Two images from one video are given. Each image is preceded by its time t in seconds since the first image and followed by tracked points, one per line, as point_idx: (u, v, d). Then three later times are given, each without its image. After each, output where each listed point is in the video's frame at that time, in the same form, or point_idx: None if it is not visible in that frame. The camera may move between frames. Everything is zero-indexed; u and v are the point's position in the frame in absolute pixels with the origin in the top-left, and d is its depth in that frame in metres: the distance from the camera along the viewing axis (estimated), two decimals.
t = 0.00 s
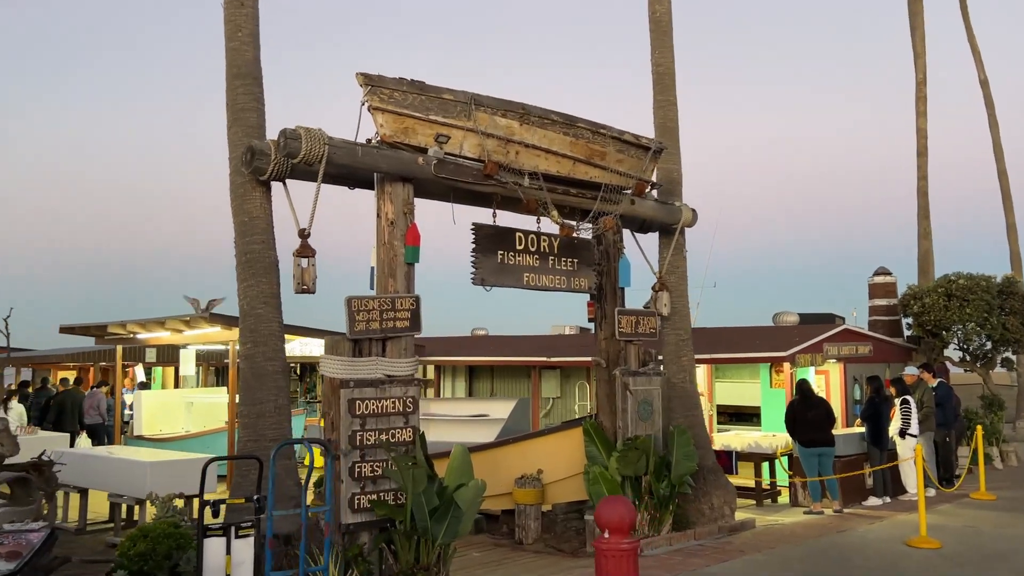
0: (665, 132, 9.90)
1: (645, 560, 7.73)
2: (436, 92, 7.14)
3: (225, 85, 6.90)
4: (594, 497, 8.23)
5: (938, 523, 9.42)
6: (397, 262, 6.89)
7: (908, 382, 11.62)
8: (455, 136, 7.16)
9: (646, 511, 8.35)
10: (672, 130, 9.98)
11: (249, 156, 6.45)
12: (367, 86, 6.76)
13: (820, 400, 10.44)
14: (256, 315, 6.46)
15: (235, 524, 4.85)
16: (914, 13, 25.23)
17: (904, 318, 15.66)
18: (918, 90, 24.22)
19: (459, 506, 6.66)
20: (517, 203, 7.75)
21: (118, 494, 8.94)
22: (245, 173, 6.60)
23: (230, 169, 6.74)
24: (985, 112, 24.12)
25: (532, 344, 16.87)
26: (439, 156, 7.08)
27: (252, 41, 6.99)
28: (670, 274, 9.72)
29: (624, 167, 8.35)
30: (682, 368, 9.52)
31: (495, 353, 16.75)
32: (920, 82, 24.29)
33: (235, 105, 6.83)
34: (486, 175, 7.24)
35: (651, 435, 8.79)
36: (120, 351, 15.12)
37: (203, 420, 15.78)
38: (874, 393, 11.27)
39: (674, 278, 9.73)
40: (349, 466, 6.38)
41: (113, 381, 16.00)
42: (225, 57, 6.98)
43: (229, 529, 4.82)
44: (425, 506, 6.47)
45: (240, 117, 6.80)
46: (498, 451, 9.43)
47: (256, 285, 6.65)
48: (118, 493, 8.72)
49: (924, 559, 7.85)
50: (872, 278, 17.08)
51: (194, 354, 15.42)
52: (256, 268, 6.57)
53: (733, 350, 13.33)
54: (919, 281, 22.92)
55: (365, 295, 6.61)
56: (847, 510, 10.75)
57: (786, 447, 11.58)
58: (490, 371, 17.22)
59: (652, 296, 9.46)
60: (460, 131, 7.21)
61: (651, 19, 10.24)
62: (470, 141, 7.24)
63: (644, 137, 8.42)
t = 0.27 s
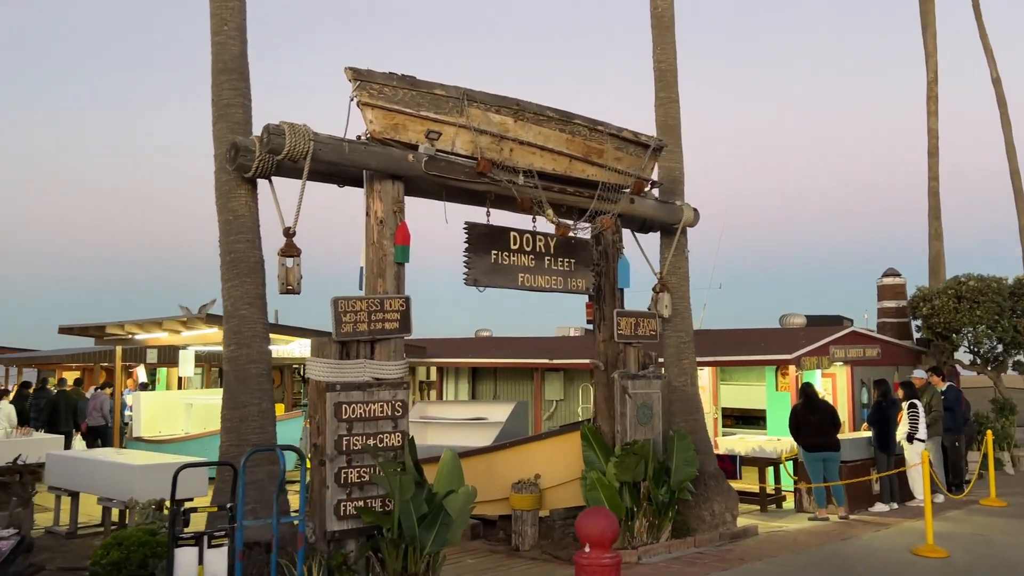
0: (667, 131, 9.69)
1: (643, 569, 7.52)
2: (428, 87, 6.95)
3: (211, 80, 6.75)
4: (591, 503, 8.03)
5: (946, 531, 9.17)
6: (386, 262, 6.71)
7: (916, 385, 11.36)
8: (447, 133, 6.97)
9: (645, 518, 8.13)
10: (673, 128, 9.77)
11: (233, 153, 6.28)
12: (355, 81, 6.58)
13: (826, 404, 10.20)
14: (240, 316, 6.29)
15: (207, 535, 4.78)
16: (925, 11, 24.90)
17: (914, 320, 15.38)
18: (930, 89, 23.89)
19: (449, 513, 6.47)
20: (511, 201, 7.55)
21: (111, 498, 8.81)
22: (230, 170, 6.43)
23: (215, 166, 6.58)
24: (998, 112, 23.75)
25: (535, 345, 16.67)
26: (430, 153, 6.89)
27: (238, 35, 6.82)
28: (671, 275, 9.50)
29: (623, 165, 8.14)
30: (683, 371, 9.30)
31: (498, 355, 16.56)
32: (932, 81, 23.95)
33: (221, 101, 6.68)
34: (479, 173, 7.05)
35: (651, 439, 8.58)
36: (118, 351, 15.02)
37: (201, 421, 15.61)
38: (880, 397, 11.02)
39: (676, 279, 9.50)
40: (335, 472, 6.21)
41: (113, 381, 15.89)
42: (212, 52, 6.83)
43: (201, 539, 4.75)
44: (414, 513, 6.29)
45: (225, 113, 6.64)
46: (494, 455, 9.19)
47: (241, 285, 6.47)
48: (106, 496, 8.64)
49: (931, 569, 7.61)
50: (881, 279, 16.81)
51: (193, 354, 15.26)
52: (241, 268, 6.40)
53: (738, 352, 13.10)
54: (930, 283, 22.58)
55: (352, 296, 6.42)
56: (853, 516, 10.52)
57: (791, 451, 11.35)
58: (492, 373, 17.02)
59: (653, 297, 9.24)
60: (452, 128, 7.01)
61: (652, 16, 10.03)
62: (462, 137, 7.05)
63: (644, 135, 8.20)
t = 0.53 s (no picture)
0: (666, 126, 9.52)
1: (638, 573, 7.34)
2: (417, 79, 6.80)
3: (196, 72, 6.62)
4: (587, 505, 7.86)
5: (952, 535, 8.96)
6: (373, 258, 6.56)
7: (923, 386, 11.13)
8: (437, 126, 6.82)
9: (642, 521, 7.95)
10: (673, 123, 9.59)
11: (216, 146, 6.15)
12: (342, 72, 6.44)
13: (829, 406, 9.99)
14: (223, 313, 6.15)
15: (178, 536, 4.99)
16: (936, 9, 24.63)
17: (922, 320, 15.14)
18: (940, 88, 23.61)
19: (437, 515, 6.30)
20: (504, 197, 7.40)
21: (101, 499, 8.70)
22: (213, 163, 6.29)
23: (199, 159, 6.44)
24: (1010, 110, 23.45)
25: (538, 345, 16.50)
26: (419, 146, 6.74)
27: (224, 26, 6.69)
28: (670, 273, 9.32)
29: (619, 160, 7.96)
30: (682, 371, 9.12)
31: (500, 355, 16.39)
32: (943, 79, 23.68)
33: (205, 94, 6.55)
34: (469, 167, 6.89)
35: (648, 440, 8.40)
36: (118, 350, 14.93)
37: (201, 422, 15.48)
38: (886, 398, 10.80)
39: (675, 277, 9.32)
40: (319, 472, 6.06)
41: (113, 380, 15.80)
42: (197, 43, 6.69)
43: (172, 541, 4.96)
44: (400, 514, 6.12)
45: (210, 106, 6.51)
46: (489, 456, 9.03)
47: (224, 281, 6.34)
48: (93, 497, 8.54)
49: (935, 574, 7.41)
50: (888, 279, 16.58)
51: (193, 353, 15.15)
52: (224, 263, 6.26)
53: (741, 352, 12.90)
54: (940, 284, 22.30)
55: (337, 291, 6.27)
56: (858, 519, 10.30)
57: (795, 453, 11.14)
58: (494, 373, 16.87)
59: (652, 295, 9.06)
60: (442, 120, 6.86)
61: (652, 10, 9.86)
62: (452, 131, 6.90)
63: (640, 129, 8.03)
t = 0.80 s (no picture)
0: (672, 125, 9.34)
1: None
2: (411, 77, 6.66)
3: (186, 71, 6.53)
4: (588, 513, 7.67)
5: (966, 546, 8.70)
6: (365, 259, 6.42)
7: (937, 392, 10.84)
8: (431, 125, 6.69)
9: (644, 529, 7.76)
10: (679, 122, 9.41)
11: (204, 145, 6.04)
12: (334, 70, 6.31)
13: (840, 412, 9.79)
14: (210, 315, 6.03)
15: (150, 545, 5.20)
16: (956, 7, 24.22)
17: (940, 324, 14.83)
18: (961, 87, 23.19)
19: (428, 523, 6.15)
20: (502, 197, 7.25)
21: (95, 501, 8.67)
22: (202, 163, 6.19)
23: (188, 159, 6.34)
24: None
25: (547, 349, 16.33)
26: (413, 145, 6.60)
27: (215, 24, 6.59)
28: (675, 275, 9.13)
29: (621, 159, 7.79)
30: (688, 376, 8.93)
31: (509, 358, 16.23)
32: (963, 79, 23.27)
33: (196, 92, 6.45)
34: (465, 166, 6.75)
35: (651, 447, 8.21)
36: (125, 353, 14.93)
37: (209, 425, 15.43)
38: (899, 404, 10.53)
39: (680, 279, 9.13)
40: (307, 478, 5.93)
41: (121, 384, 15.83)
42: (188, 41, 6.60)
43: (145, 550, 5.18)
44: (390, 521, 5.99)
45: (200, 104, 6.42)
46: (491, 462, 8.90)
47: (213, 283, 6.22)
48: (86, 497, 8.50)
49: None
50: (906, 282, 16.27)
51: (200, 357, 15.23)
52: (213, 264, 6.15)
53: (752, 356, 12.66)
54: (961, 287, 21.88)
55: (327, 294, 6.14)
56: (870, 528, 10.04)
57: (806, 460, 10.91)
58: (504, 377, 16.71)
59: (656, 297, 8.87)
60: (436, 119, 6.72)
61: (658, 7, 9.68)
62: (447, 129, 6.76)
63: (642, 127, 7.86)
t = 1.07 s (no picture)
0: (673, 123, 9.17)
1: None
2: (401, 72, 6.51)
3: (172, 67, 6.41)
4: (585, 518, 7.47)
5: (975, 553, 8.47)
6: (353, 258, 6.28)
7: (947, 395, 10.60)
8: (422, 121, 6.53)
9: (642, 536, 7.57)
10: (680, 119, 9.23)
11: (187, 142, 5.91)
12: (321, 65, 6.17)
13: (848, 415, 9.58)
14: (193, 315, 5.90)
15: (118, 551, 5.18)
16: (968, 5, 23.92)
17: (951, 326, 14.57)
18: (973, 86, 22.89)
19: (415, 530, 5.99)
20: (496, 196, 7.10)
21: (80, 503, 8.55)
22: (186, 160, 6.06)
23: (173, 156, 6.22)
24: None
25: (552, 351, 16.16)
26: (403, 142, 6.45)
27: (201, 19, 6.46)
28: (676, 275, 8.95)
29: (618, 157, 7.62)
30: (689, 378, 8.74)
31: (513, 360, 16.06)
32: (976, 78, 22.95)
33: (181, 89, 6.33)
34: (456, 164, 6.59)
35: (650, 451, 8.03)
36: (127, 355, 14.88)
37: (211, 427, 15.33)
38: (908, 407, 10.28)
39: (681, 280, 8.95)
40: (291, 483, 5.78)
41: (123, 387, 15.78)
42: (174, 36, 6.48)
43: (111, 557, 5.15)
44: (377, 527, 5.82)
45: (186, 101, 6.30)
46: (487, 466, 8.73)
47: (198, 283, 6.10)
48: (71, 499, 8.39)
49: None
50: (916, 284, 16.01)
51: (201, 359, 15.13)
52: (196, 264, 6.02)
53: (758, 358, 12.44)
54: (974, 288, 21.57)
55: (313, 294, 5.99)
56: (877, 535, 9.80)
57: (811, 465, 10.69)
58: (508, 379, 16.55)
59: (656, 299, 8.69)
60: (427, 115, 6.56)
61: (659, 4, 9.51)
62: (438, 126, 6.60)
63: (640, 124, 7.68)
